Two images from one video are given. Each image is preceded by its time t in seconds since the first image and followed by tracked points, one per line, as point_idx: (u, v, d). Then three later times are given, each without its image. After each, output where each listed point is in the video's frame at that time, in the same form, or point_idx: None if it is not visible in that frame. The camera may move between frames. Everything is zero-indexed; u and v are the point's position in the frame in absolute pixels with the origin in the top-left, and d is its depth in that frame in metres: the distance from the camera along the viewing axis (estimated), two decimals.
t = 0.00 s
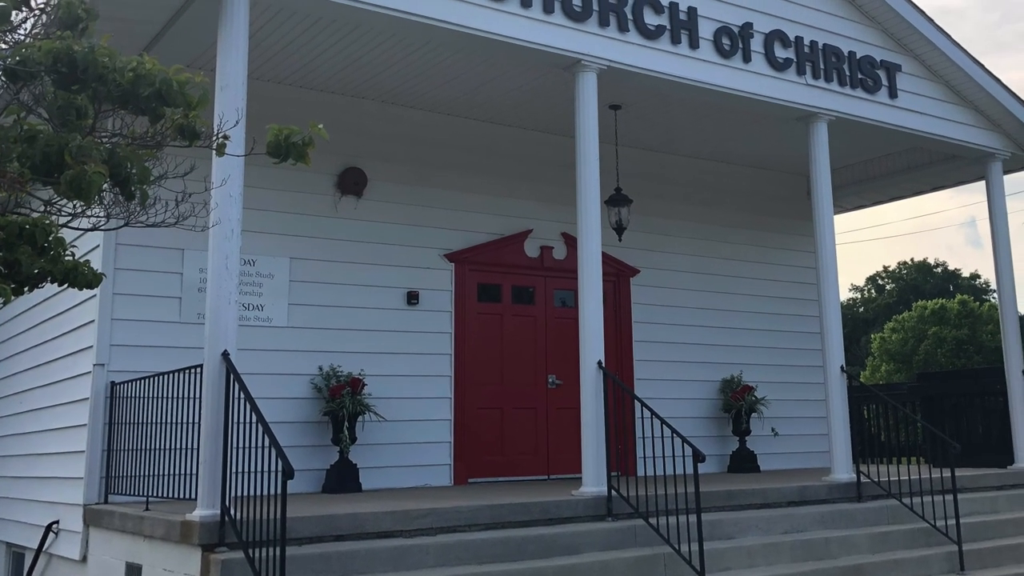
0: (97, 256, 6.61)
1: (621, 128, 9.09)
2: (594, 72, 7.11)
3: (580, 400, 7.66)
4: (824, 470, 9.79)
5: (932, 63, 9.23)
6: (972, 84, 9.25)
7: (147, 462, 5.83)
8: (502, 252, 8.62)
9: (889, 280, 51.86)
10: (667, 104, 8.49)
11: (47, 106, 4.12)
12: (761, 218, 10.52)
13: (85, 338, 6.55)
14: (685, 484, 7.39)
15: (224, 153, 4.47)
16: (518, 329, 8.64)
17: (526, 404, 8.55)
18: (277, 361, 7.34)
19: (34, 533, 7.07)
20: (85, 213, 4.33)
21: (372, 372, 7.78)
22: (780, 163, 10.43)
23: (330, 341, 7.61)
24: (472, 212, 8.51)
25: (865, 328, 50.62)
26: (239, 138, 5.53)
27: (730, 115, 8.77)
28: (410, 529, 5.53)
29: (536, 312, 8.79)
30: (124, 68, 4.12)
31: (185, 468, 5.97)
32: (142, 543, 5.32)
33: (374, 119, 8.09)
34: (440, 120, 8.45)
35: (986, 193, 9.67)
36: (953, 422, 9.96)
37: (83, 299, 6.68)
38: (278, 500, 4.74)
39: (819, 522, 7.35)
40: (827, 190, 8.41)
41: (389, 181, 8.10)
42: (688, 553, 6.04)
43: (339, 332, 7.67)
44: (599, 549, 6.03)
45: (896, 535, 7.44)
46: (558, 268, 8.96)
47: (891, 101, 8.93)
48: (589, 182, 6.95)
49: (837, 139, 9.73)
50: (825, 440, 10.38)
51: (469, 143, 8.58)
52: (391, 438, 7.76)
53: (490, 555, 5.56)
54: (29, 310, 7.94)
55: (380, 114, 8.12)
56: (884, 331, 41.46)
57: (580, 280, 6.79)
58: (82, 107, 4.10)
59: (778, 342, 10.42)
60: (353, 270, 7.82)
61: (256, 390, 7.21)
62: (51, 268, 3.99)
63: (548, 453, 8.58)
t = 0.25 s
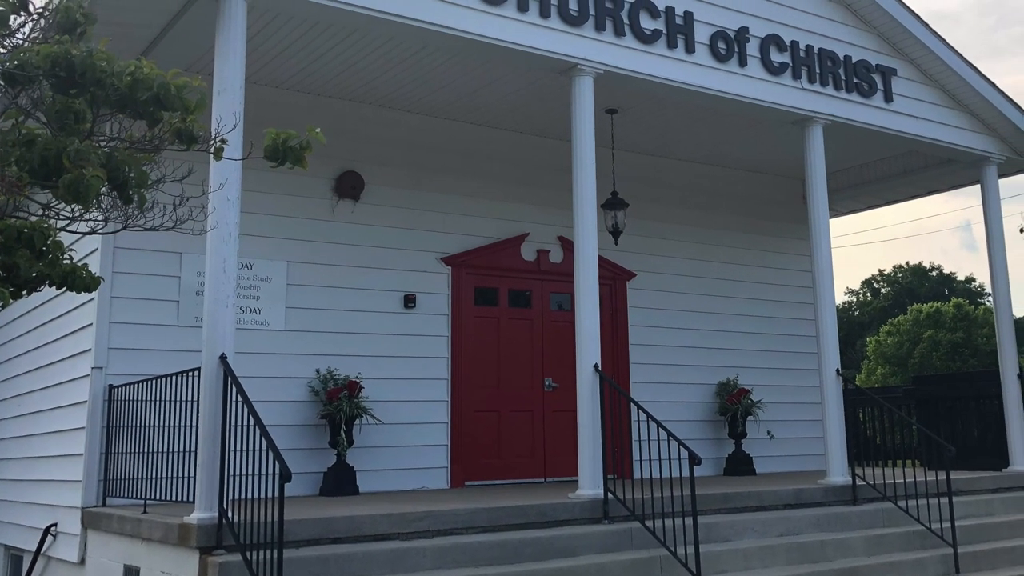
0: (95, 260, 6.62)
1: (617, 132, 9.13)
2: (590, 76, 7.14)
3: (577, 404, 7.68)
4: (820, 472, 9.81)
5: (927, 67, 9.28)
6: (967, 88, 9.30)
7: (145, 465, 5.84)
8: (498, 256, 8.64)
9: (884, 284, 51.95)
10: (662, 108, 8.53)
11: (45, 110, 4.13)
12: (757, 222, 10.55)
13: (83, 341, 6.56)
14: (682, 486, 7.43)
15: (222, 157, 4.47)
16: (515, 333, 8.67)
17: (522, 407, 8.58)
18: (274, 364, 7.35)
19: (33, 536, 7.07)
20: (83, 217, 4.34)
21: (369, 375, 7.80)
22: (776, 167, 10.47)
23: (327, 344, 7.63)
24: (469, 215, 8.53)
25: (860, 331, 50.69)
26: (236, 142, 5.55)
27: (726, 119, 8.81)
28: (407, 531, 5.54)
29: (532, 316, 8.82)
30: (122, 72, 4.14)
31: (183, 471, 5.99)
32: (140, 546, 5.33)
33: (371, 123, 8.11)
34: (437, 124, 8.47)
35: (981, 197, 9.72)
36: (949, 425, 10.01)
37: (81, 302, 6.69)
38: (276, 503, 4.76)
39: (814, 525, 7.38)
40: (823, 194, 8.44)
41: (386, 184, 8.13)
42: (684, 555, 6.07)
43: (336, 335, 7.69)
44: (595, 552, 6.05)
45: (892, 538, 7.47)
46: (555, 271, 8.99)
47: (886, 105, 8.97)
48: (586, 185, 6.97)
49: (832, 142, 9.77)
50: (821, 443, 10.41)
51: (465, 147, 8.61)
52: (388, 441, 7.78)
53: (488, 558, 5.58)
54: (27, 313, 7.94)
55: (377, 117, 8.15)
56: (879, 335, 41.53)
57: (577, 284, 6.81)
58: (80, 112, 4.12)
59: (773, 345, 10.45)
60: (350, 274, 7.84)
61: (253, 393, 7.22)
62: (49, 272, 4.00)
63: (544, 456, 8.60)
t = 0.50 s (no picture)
0: (92, 263, 6.64)
1: (613, 136, 9.16)
2: (587, 81, 7.18)
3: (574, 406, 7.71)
4: (815, 475, 9.85)
5: (922, 71, 9.33)
6: (962, 92, 9.34)
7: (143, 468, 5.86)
8: (495, 259, 8.67)
9: (880, 287, 52.06)
10: (659, 112, 8.57)
11: (43, 114, 4.12)
12: (753, 226, 10.59)
13: (81, 344, 6.57)
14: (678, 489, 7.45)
15: (219, 161, 4.48)
16: (511, 336, 8.69)
17: (519, 410, 8.60)
18: (271, 367, 7.37)
19: (30, 538, 7.08)
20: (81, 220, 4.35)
21: (366, 378, 7.82)
22: (772, 171, 10.51)
23: (324, 347, 7.65)
24: (465, 219, 8.56)
25: (855, 334, 50.77)
26: (234, 146, 5.58)
27: (722, 123, 8.85)
28: (404, 534, 5.56)
29: (529, 319, 8.84)
30: (121, 76, 4.14)
31: (182, 474, 6.01)
32: (138, 548, 5.34)
33: (368, 127, 8.14)
34: (434, 128, 8.50)
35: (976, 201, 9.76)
36: (944, 427, 10.03)
37: (79, 305, 6.70)
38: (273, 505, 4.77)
39: (810, 527, 7.41)
40: (819, 198, 8.48)
41: (383, 188, 8.15)
42: (680, 558, 6.09)
43: (333, 338, 7.71)
44: (591, 554, 6.07)
45: (887, 540, 7.49)
46: (551, 275, 9.02)
47: (881, 109, 9.02)
48: (582, 189, 7.00)
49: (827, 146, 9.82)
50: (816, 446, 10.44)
51: (462, 151, 8.63)
52: (385, 444, 7.80)
53: (484, 560, 5.60)
54: (25, 317, 7.96)
55: (374, 122, 8.17)
56: (874, 338, 41.61)
57: (573, 287, 6.84)
58: (78, 116, 4.11)
59: (769, 349, 10.48)
60: (347, 277, 7.86)
61: (251, 396, 7.24)
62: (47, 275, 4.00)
63: (541, 459, 8.62)
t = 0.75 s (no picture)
0: (90, 267, 6.66)
1: (610, 140, 9.20)
2: (583, 85, 7.21)
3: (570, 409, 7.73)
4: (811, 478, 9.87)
5: (918, 76, 9.37)
6: (957, 96, 9.39)
7: (141, 470, 5.87)
8: (492, 263, 8.69)
9: (875, 291, 52.16)
10: (655, 116, 8.60)
11: (41, 119, 4.19)
12: (749, 229, 10.63)
13: (79, 348, 6.59)
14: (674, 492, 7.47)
15: (217, 165, 4.49)
16: (508, 339, 8.72)
17: (515, 413, 8.62)
18: (269, 370, 7.39)
19: (29, 541, 7.09)
20: (79, 224, 4.36)
21: (363, 381, 7.84)
22: (768, 175, 10.55)
23: (322, 350, 7.67)
24: (462, 223, 8.59)
25: (850, 337, 50.84)
26: (231, 150, 5.60)
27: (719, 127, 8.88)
28: (401, 537, 5.58)
29: (526, 322, 8.87)
30: (119, 81, 4.16)
31: (180, 476, 6.02)
32: (136, 551, 5.35)
33: (366, 131, 8.16)
34: (431, 132, 8.53)
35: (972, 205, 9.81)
36: (939, 430, 10.08)
37: (77, 309, 6.72)
38: (271, 508, 4.79)
39: (806, 530, 7.43)
40: (814, 202, 8.52)
41: (381, 192, 8.18)
42: (676, 560, 6.11)
43: (330, 342, 7.72)
44: (587, 557, 6.09)
45: (883, 543, 7.52)
46: (548, 278, 9.05)
47: (876, 113, 9.06)
48: (578, 192, 7.03)
49: (823, 150, 9.86)
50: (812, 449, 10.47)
51: (459, 155, 8.66)
52: (382, 447, 7.81)
53: (481, 563, 5.62)
54: (24, 320, 7.97)
55: (371, 125, 8.20)
56: (870, 341, 41.68)
57: (570, 291, 6.86)
58: (76, 120, 4.20)
59: (765, 352, 10.51)
60: (344, 280, 7.88)
61: (249, 399, 7.26)
62: (45, 279, 4.01)
63: (537, 461, 8.64)
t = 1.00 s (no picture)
0: (88, 271, 6.67)
1: (606, 144, 9.23)
2: (579, 89, 7.24)
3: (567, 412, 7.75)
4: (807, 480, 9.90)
5: (913, 80, 9.41)
6: (952, 100, 9.44)
7: (139, 473, 5.88)
8: (489, 266, 8.72)
9: (871, 294, 52.25)
10: (651, 120, 8.63)
11: (40, 123, 4.18)
12: (745, 233, 10.67)
13: (77, 351, 6.61)
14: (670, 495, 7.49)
15: (215, 168, 4.51)
16: (505, 343, 8.74)
17: (512, 416, 8.64)
18: (267, 373, 7.40)
19: (27, 543, 7.09)
20: (78, 227, 4.38)
21: (360, 384, 7.85)
22: (764, 179, 10.59)
23: (319, 354, 7.68)
24: (459, 226, 8.61)
25: (846, 341, 50.92)
26: (229, 154, 5.62)
27: (715, 132, 8.92)
28: (398, 539, 5.60)
29: (522, 326, 8.89)
30: (117, 85, 4.17)
31: (178, 479, 6.03)
32: (134, 553, 5.36)
33: (363, 135, 8.19)
34: (429, 136, 8.55)
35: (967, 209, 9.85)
36: (934, 434, 10.12)
37: (75, 312, 6.73)
38: (268, 511, 4.80)
39: (801, 533, 7.46)
40: (810, 205, 8.55)
41: (378, 196, 8.20)
42: (672, 563, 6.13)
43: (328, 345, 7.74)
44: (584, 559, 6.10)
45: (878, 546, 7.54)
46: (545, 282, 9.07)
47: (872, 117, 9.10)
48: (575, 196, 7.05)
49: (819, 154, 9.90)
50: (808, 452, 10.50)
51: (456, 159, 8.68)
52: (379, 450, 7.83)
53: (478, 565, 5.64)
54: (22, 323, 7.98)
55: (368, 129, 8.22)
56: (866, 345, 41.76)
57: (567, 294, 6.88)
58: (74, 124, 4.15)
59: (761, 355, 10.54)
60: (342, 284, 7.90)
61: (246, 402, 7.27)
62: (44, 282, 4.02)
63: (534, 464, 8.66)
